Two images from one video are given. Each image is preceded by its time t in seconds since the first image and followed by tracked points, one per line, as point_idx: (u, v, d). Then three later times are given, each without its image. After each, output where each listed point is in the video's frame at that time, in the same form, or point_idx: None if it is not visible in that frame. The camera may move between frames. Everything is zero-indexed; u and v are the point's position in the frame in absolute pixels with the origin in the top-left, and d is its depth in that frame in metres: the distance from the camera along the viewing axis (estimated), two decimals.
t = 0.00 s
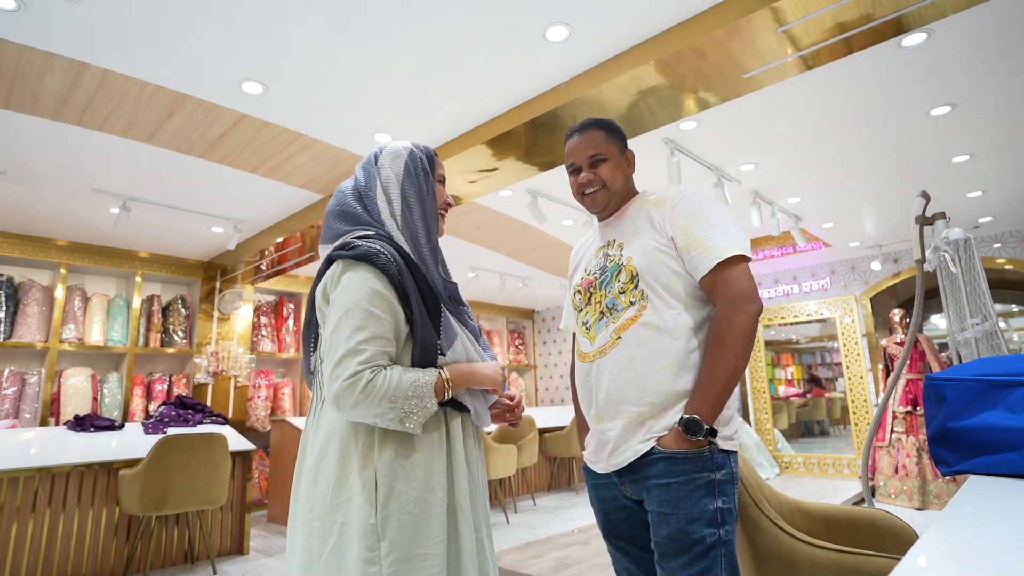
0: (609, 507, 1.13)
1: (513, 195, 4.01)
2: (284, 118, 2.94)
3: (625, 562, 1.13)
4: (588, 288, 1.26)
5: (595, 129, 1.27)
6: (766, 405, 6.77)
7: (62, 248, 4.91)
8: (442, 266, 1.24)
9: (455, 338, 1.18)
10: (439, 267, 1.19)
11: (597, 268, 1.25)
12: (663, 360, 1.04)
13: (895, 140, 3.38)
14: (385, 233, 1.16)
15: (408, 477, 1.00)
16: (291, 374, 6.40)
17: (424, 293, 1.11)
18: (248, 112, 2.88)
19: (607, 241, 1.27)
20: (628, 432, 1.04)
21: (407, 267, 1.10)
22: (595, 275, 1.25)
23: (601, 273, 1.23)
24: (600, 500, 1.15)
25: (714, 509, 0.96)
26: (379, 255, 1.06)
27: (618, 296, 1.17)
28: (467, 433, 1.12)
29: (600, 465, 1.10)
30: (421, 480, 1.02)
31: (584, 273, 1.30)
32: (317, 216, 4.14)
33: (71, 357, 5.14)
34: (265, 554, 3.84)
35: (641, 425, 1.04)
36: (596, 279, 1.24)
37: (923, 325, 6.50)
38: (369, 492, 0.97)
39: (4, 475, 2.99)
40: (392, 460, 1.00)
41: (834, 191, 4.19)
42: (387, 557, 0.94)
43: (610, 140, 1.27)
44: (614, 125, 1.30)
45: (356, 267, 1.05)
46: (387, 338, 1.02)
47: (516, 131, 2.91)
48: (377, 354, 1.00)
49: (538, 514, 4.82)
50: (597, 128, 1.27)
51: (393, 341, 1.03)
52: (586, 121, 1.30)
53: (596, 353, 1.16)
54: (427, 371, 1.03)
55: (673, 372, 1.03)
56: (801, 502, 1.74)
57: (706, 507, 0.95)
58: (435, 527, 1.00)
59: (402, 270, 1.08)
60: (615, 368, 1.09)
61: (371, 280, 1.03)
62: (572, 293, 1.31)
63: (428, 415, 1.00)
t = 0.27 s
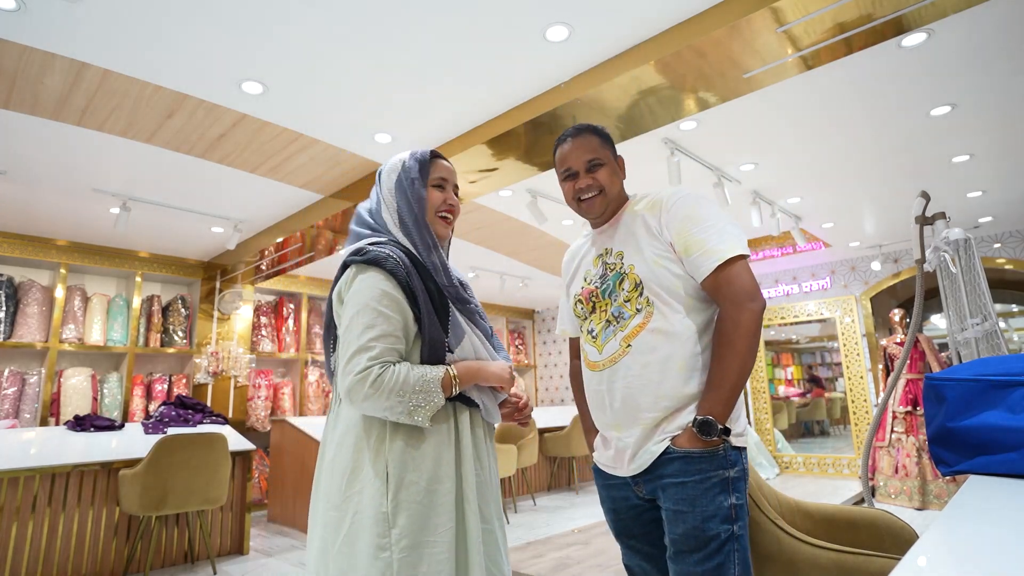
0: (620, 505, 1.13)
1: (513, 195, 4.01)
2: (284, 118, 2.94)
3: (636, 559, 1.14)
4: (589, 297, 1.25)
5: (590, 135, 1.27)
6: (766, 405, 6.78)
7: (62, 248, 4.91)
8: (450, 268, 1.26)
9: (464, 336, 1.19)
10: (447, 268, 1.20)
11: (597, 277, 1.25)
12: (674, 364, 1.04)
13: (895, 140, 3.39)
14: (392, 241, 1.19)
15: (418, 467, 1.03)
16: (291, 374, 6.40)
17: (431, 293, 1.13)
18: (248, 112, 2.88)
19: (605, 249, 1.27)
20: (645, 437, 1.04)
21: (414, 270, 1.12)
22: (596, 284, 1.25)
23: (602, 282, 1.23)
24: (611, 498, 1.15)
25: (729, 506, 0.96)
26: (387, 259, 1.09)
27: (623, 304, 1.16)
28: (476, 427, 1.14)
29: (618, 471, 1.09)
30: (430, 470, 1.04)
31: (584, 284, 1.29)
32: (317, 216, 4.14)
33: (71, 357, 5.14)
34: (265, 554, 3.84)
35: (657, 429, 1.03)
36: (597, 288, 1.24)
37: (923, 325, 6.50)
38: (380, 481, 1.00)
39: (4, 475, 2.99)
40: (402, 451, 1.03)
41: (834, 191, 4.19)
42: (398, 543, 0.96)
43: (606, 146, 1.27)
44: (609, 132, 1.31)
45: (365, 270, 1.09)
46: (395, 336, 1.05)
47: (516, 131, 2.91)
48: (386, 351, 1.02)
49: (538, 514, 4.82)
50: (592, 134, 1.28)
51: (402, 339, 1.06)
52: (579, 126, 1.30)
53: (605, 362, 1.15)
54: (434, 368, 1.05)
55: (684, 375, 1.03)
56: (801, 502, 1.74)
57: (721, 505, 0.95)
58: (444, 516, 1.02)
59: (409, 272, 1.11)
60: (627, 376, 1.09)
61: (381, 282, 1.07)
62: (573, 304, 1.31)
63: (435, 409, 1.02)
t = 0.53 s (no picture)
0: (623, 504, 1.13)
1: (513, 195, 4.02)
2: (284, 118, 2.94)
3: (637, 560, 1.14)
4: (591, 295, 1.26)
5: (591, 136, 1.30)
6: (766, 405, 6.78)
7: (63, 248, 4.91)
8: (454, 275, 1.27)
9: (467, 337, 1.19)
10: (450, 274, 1.21)
11: (599, 275, 1.26)
12: (681, 358, 1.05)
13: (895, 140, 3.39)
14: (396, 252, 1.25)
15: (419, 462, 1.05)
16: (291, 374, 6.40)
17: (430, 298, 1.15)
18: (248, 112, 2.88)
19: (606, 247, 1.27)
20: (653, 432, 1.04)
21: (412, 275, 1.16)
22: (599, 282, 1.25)
23: (605, 280, 1.24)
24: (613, 498, 1.14)
25: (736, 501, 0.96)
26: (389, 267, 1.15)
27: (627, 300, 1.16)
28: (479, 426, 1.15)
29: (625, 469, 1.09)
30: (431, 465, 1.06)
31: (584, 283, 1.29)
32: (317, 216, 4.14)
33: (71, 357, 5.14)
34: (265, 554, 3.84)
35: (664, 424, 1.04)
36: (600, 286, 1.24)
37: (923, 325, 6.51)
38: (381, 475, 1.04)
39: (4, 474, 2.99)
40: (402, 447, 1.06)
41: (834, 192, 4.20)
42: (397, 535, 0.99)
43: (608, 146, 1.30)
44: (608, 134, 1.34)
45: (367, 278, 1.15)
46: (395, 338, 1.09)
47: (516, 131, 2.92)
48: (384, 352, 1.06)
49: (538, 514, 4.82)
50: (593, 135, 1.30)
51: (401, 340, 1.09)
52: (580, 129, 1.33)
53: (610, 360, 1.14)
54: (434, 369, 1.07)
55: (691, 369, 1.03)
56: (801, 501, 1.74)
57: (729, 499, 0.96)
58: (444, 510, 1.03)
59: (407, 278, 1.14)
60: (634, 373, 1.09)
61: (381, 289, 1.12)
62: (573, 303, 1.30)
63: (432, 408, 1.04)
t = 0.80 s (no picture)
0: (618, 505, 1.12)
1: (513, 195, 4.02)
2: (284, 118, 2.94)
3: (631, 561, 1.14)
4: (590, 289, 1.24)
5: (593, 135, 1.32)
6: (766, 405, 6.78)
7: (63, 248, 4.91)
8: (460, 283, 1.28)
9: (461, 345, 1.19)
10: (453, 284, 1.22)
11: (598, 267, 1.25)
12: (679, 350, 1.03)
13: (895, 140, 3.39)
14: (405, 260, 1.29)
15: (407, 462, 1.08)
16: (291, 374, 6.40)
17: (425, 306, 1.17)
18: (248, 112, 2.88)
19: (606, 240, 1.27)
20: (649, 425, 1.04)
21: (412, 282, 1.19)
22: (597, 275, 1.23)
23: (603, 272, 1.22)
24: (609, 498, 1.14)
25: (729, 504, 0.95)
26: (389, 274, 1.19)
27: (624, 291, 1.16)
28: (472, 430, 1.15)
29: (618, 463, 1.08)
30: (420, 466, 1.09)
31: (582, 277, 1.28)
32: (317, 216, 4.14)
33: (71, 357, 5.14)
34: (265, 554, 3.84)
35: (661, 418, 1.03)
36: (599, 279, 1.22)
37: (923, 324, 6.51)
38: (372, 473, 1.09)
39: (4, 474, 2.99)
40: (393, 447, 1.10)
41: (834, 192, 4.20)
42: (381, 531, 1.04)
43: (609, 145, 1.31)
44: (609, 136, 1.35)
45: (371, 285, 1.20)
46: (387, 343, 1.13)
47: (516, 131, 2.92)
48: (374, 356, 1.11)
49: (538, 514, 4.82)
50: (596, 135, 1.32)
51: (393, 345, 1.13)
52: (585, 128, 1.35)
53: (606, 350, 1.14)
54: (422, 375, 1.09)
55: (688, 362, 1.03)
56: (801, 502, 1.74)
57: (721, 501, 0.95)
58: (430, 510, 1.06)
59: (404, 285, 1.18)
60: (629, 363, 1.08)
61: (378, 297, 1.16)
62: (570, 297, 1.29)
63: (417, 414, 1.06)
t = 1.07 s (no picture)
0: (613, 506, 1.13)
1: (513, 195, 4.02)
2: (284, 118, 2.94)
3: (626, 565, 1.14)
4: (589, 286, 1.24)
5: (593, 132, 1.31)
6: (766, 405, 6.78)
7: (63, 248, 4.91)
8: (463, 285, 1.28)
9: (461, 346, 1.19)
10: (455, 285, 1.22)
11: (598, 265, 1.25)
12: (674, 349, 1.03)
13: (894, 140, 3.39)
14: (409, 261, 1.30)
15: (405, 461, 1.10)
16: (291, 374, 6.40)
17: (424, 307, 1.18)
18: (248, 112, 2.88)
19: (606, 238, 1.27)
20: (641, 425, 1.03)
21: (412, 283, 1.20)
22: (596, 273, 1.23)
23: (602, 270, 1.22)
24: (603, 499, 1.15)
25: (723, 507, 0.95)
26: (390, 276, 1.21)
27: (622, 289, 1.15)
28: (471, 431, 1.15)
29: (610, 463, 1.08)
30: (417, 464, 1.09)
31: (582, 275, 1.28)
32: (317, 216, 4.14)
33: (71, 357, 5.14)
34: (265, 554, 3.84)
35: (653, 418, 1.02)
36: (597, 277, 1.22)
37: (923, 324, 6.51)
38: (372, 471, 1.12)
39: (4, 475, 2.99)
40: (392, 447, 1.12)
41: (834, 192, 4.20)
42: (378, 527, 1.06)
43: (610, 143, 1.31)
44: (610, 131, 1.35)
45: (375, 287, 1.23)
46: (387, 343, 1.14)
47: (516, 131, 2.92)
48: (373, 356, 1.13)
49: (539, 514, 4.82)
50: (597, 132, 1.31)
51: (393, 346, 1.15)
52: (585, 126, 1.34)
53: (602, 349, 1.14)
54: (421, 375, 1.10)
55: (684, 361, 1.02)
56: (801, 502, 1.74)
57: (715, 505, 0.95)
58: (427, 508, 1.07)
59: (405, 287, 1.19)
60: (625, 362, 1.08)
61: (379, 298, 1.18)
62: (570, 295, 1.29)
63: (415, 413, 1.07)
